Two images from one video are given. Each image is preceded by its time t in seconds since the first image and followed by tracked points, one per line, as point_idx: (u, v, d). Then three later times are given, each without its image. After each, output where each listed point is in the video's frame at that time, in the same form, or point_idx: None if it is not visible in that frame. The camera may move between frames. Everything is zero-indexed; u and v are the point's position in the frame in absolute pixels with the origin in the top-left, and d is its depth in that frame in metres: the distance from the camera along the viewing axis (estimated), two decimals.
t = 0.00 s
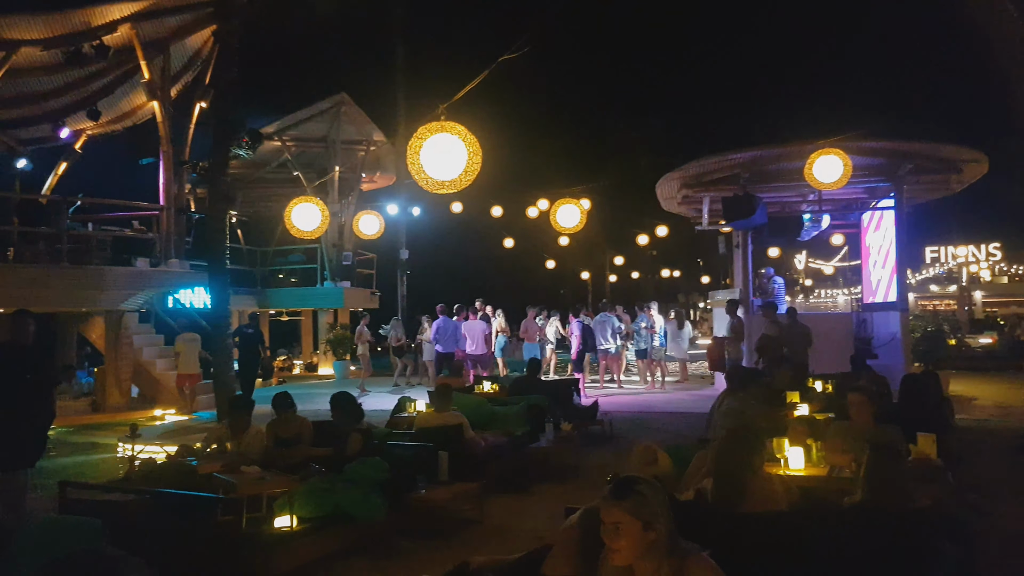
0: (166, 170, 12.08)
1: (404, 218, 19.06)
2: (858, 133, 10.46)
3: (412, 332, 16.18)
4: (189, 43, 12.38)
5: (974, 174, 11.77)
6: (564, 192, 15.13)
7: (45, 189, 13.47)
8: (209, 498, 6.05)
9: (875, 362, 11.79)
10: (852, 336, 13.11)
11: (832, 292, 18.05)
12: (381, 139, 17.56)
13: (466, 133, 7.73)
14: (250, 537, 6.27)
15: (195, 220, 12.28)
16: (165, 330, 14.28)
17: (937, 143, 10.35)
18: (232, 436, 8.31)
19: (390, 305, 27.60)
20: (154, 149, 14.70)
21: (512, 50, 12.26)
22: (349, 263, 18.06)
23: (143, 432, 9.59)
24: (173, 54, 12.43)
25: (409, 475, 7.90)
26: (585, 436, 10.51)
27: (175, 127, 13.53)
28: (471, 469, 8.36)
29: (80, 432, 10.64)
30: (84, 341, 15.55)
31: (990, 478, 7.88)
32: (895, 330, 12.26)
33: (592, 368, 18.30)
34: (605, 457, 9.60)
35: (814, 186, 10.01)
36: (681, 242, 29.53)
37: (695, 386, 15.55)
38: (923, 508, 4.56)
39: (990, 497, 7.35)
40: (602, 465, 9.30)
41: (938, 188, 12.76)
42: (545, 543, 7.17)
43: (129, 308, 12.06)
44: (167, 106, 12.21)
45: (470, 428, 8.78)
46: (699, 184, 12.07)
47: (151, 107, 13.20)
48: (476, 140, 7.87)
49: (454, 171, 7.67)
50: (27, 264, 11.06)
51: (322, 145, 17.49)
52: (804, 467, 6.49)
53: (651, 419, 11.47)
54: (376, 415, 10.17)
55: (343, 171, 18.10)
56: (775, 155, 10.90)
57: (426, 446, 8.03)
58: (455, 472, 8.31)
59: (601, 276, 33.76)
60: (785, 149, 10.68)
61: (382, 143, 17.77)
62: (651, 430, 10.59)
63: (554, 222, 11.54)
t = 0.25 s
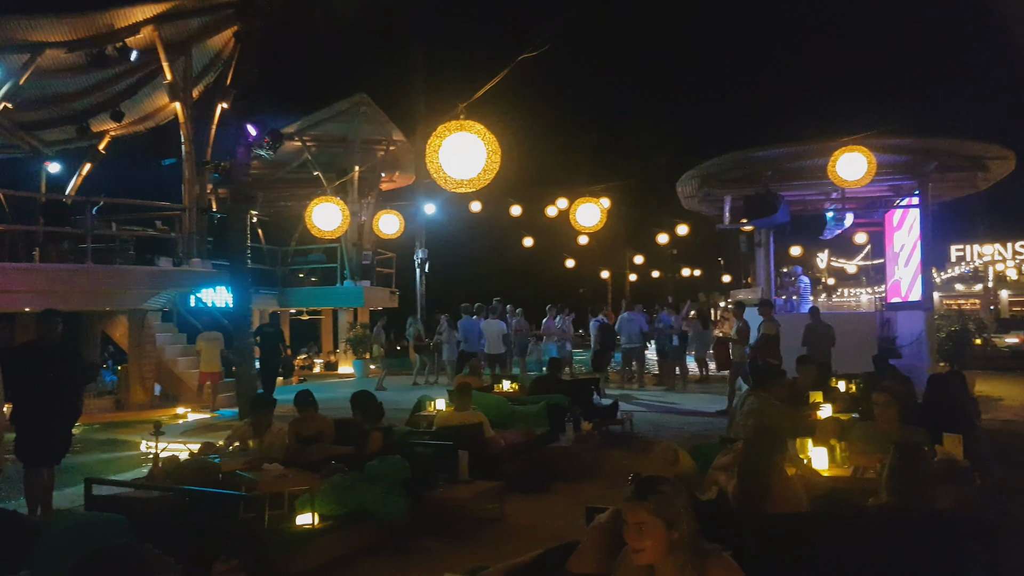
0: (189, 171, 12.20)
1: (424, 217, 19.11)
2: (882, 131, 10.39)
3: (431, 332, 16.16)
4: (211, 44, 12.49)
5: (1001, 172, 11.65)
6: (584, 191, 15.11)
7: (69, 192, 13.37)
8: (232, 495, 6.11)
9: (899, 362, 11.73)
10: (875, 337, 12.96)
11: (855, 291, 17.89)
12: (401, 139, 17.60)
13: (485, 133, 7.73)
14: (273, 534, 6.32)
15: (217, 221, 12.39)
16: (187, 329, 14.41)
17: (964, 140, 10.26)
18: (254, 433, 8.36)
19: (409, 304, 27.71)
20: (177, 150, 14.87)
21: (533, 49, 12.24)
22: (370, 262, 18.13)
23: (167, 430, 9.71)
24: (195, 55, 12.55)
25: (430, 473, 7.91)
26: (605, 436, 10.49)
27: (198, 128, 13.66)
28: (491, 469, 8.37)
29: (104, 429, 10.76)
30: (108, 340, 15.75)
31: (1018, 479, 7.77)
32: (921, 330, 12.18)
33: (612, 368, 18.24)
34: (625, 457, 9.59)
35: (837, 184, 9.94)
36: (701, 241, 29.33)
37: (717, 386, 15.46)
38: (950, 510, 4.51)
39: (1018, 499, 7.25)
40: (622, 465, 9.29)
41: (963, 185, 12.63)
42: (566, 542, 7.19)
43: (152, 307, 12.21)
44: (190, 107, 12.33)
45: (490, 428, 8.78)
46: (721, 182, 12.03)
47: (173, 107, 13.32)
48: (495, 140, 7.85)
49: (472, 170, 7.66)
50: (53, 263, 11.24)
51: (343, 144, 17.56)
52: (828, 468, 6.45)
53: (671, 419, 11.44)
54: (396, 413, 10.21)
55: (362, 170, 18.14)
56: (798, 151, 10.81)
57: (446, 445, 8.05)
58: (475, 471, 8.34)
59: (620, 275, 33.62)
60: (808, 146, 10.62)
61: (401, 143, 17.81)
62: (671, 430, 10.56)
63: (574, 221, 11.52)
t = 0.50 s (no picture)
0: (212, 172, 12.32)
1: (444, 217, 19.17)
2: (908, 129, 10.30)
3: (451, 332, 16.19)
4: (234, 46, 12.59)
5: None
6: (604, 190, 15.07)
7: (95, 193, 13.45)
8: (256, 493, 6.16)
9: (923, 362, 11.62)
10: (900, 337, 12.84)
11: (881, 290, 17.70)
12: (422, 139, 17.64)
13: (506, 132, 7.72)
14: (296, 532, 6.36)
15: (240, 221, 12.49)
16: (211, 328, 14.57)
17: (992, 138, 10.18)
18: (277, 432, 8.44)
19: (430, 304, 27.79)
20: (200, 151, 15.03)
21: (555, 48, 12.23)
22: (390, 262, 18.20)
23: (191, 428, 9.81)
24: (218, 57, 12.66)
25: (451, 472, 7.94)
26: (627, 436, 10.48)
27: (221, 129, 13.79)
28: (512, 468, 8.38)
29: (130, 427, 10.91)
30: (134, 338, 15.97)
31: None
32: (946, 330, 12.09)
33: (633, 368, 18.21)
34: (648, 457, 9.56)
35: (862, 182, 9.84)
36: (723, 240, 29.10)
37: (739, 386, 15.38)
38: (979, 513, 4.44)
39: None
40: (644, 465, 9.27)
41: (991, 184, 12.50)
42: (588, 542, 7.18)
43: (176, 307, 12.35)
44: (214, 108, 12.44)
45: (511, 427, 8.79)
46: (744, 180, 11.97)
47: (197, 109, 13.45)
48: (516, 139, 7.84)
49: (493, 170, 7.66)
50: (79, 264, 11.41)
51: (364, 145, 17.64)
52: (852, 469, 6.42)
53: (693, 420, 11.40)
54: (418, 413, 10.26)
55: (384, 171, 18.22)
56: (820, 152, 10.79)
57: (468, 444, 8.08)
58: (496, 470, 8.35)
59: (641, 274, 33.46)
60: (832, 144, 10.56)
61: (422, 143, 17.86)
62: (694, 430, 10.51)
63: (595, 221, 11.49)
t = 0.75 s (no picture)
0: (236, 174, 12.42)
1: (467, 217, 19.20)
2: (938, 126, 10.22)
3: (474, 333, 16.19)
4: (258, 49, 12.68)
5: None
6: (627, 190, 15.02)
7: (122, 194, 13.63)
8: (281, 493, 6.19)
9: (954, 363, 11.47)
10: (929, 337, 12.67)
11: (910, 289, 17.47)
12: (444, 140, 17.67)
13: (531, 133, 7.71)
14: (320, 532, 6.39)
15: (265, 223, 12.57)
16: (237, 329, 14.70)
17: None
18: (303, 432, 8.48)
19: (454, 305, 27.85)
20: (225, 154, 15.17)
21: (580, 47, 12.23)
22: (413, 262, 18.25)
23: (218, 428, 9.92)
24: (243, 60, 12.77)
25: (474, 473, 7.93)
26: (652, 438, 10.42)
27: (246, 132, 13.89)
28: (536, 469, 8.37)
29: (157, 427, 11.03)
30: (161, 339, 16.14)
31: None
32: (977, 330, 11.97)
33: (656, 369, 18.13)
34: (674, 459, 9.50)
35: (891, 181, 9.73)
36: (748, 240, 28.82)
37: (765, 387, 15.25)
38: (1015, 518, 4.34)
39: None
40: (670, 467, 9.21)
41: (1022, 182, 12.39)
42: (614, 545, 7.14)
43: (202, 308, 12.48)
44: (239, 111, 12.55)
45: (535, 429, 8.77)
46: (770, 179, 11.89)
47: (222, 112, 13.56)
48: (540, 139, 7.84)
49: (517, 171, 7.66)
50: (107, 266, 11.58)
51: (387, 146, 17.72)
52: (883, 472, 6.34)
53: (719, 421, 11.31)
54: (442, 413, 10.28)
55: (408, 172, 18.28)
56: (847, 150, 10.73)
57: (492, 445, 8.08)
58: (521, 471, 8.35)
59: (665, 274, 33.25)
60: (860, 142, 10.49)
61: (445, 143, 17.88)
62: (721, 432, 10.43)
63: (620, 221, 11.45)
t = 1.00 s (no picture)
0: (256, 175, 12.47)
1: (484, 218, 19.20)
2: (962, 124, 10.12)
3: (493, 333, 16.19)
4: (277, 50, 12.73)
5: None
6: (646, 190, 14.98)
7: (143, 195, 13.75)
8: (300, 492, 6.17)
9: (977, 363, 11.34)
10: (951, 338, 12.53)
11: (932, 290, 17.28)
12: (462, 139, 17.68)
13: (551, 132, 7.71)
14: (338, 530, 6.38)
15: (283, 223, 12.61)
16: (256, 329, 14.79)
17: None
18: (321, 431, 8.50)
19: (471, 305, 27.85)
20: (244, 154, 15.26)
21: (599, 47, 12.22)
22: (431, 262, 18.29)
23: (237, 427, 9.97)
24: (263, 61, 12.84)
25: (492, 473, 7.90)
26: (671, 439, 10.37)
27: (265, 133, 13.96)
28: (555, 469, 8.34)
29: (177, 426, 11.10)
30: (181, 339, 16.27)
31: None
32: (1002, 330, 11.80)
33: (675, 369, 18.05)
34: (694, 461, 9.44)
35: (914, 179, 9.63)
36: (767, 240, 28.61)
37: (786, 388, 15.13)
38: None
39: None
40: (690, 469, 9.16)
41: None
42: (634, 546, 7.10)
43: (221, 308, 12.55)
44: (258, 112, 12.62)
45: (554, 429, 8.75)
46: (791, 178, 11.83)
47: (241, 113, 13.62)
48: (560, 138, 7.84)
49: (538, 170, 7.65)
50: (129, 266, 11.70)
51: (404, 146, 17.76)
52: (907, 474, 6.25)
53: (739, 423, 11.24)
54: (459, 413, 10.30)
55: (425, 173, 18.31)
56: (866, 148, 10.67)
57: (510, 445, 8.06)
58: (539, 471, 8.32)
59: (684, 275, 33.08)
60: (882, 140, 10.40)
61: (462, 143, 17.89)
62: (742, 433, 10.36)
63: (639, 220, 11.42)
